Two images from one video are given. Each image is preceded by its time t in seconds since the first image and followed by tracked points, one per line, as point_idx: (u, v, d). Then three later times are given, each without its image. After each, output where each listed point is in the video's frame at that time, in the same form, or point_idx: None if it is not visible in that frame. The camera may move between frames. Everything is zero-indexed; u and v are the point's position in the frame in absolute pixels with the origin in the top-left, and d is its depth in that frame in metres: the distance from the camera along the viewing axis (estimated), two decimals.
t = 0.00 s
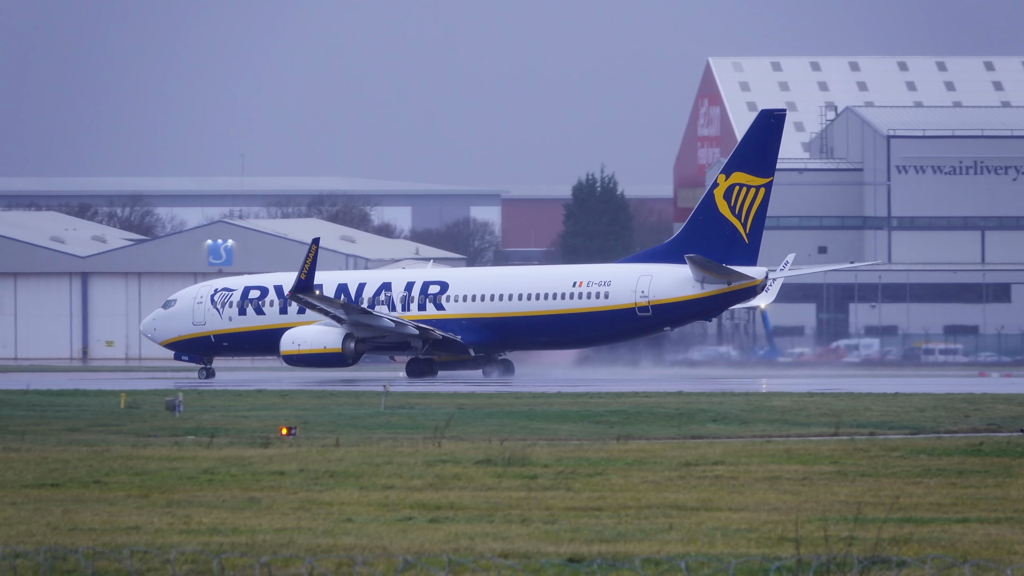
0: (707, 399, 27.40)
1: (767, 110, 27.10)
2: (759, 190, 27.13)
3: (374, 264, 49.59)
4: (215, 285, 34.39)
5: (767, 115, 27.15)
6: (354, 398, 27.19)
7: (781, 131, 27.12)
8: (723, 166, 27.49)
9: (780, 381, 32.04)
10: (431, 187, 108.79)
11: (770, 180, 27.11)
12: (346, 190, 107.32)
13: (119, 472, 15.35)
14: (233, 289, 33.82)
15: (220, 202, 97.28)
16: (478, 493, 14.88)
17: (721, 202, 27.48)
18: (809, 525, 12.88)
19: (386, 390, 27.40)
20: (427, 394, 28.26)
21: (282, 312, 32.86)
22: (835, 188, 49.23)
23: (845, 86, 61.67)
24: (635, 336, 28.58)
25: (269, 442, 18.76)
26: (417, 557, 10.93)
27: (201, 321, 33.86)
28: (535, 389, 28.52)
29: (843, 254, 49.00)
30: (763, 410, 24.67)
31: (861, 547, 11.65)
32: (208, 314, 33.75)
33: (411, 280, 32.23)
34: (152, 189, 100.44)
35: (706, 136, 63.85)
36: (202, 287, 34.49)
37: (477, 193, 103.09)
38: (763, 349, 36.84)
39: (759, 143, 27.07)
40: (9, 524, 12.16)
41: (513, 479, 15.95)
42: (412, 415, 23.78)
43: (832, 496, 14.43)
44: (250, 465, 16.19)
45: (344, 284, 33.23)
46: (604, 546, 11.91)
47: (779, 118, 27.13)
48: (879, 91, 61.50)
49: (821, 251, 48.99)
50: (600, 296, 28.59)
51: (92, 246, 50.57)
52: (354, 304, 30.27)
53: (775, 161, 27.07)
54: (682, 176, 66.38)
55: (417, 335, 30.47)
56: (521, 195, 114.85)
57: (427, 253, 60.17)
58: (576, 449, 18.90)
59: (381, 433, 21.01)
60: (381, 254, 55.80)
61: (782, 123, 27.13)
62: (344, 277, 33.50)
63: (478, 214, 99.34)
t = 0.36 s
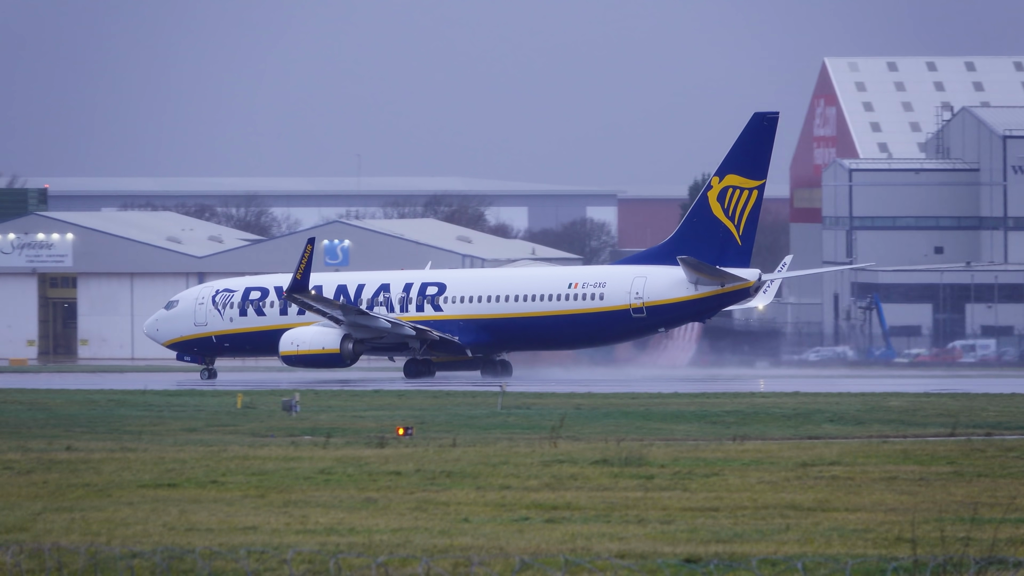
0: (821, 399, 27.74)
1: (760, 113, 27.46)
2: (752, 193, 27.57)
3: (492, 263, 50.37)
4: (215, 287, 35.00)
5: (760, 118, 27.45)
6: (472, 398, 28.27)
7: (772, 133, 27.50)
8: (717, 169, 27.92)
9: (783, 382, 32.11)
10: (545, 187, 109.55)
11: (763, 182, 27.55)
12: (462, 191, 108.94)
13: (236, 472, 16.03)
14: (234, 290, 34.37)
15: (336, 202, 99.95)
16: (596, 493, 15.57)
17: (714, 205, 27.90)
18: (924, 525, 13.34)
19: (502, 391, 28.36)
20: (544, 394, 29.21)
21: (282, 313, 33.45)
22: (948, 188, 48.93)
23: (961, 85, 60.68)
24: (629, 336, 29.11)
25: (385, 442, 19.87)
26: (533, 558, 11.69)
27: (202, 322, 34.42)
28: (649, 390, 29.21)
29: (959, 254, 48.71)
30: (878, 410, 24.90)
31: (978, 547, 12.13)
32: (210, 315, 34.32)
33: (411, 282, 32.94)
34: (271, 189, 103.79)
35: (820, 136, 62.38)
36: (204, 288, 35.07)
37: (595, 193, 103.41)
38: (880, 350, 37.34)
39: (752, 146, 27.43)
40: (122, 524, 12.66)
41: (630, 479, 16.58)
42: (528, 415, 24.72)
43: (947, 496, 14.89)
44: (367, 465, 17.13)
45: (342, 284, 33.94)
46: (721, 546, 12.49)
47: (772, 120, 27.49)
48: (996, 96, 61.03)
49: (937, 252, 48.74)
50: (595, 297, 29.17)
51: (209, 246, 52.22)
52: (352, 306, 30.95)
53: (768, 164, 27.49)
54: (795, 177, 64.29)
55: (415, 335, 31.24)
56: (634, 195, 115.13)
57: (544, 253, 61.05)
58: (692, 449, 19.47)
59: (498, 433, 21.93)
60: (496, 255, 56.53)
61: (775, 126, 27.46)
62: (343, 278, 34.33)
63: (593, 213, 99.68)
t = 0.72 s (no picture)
0: (937, 399, 27.36)
1: (757, 115, 27.83)
2: (749, 195, 27.92)
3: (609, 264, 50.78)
4: (221, 288, 35.31)
5: (756, 121, 27.84)
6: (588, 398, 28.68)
7: (768, 136, 27.89)
8: (715, 171, 28.30)
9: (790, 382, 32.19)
10: (659, 189, 109.11)
11: (759, 184, 27.92)
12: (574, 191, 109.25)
13: (352, 473, 16.56)
14: (238, 292, 34.66)
15: (449, 202, 101.43)
16: (714, 493, 15.72)
17: (711, 206, 28.26)
18: None
19: (620, 392, 28.64)
20: (660, 394, 29.45)
21: (285, 315, 33.66)
22: None
23: None
24: (626, 337, 29.42)
25: (504, 442, 20.35)
26: (651, 558, 11.94)
27: (207, 323, 34.77)
28: (763, 392, 29.16)
29: None
30: (995, 410, 24.48)
31: None
32: (214, 316, 34.64)
33: (412, 284, 33.19)
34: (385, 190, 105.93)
35: (937, 137, 60.51)
36: (210, 290, 35.42)
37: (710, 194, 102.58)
38: (999, 350, 36.36)
39: (748, 148, 27.79)
40: (237, 524, 13.22)
41: (747, 480, 16.61)
42: (645, 416, 24.96)
43: None
44: (484, 466, 17.58)
45: (344, 286, 34.17)
46: (839, 547, 12.56)
47: (768, 123, 27.89)
48: None
49: None
50: (592, 298, 29.45)
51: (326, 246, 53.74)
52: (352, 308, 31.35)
53: (764, 167, 27.89)
54: (914, 177, 61.98)
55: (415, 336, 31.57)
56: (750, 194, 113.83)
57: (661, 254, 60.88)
58: (809, 449, 19.38)
59: (615, 433, 22.18)
60: (609, 255, 56.49)
61: (770, 129, 27.91)
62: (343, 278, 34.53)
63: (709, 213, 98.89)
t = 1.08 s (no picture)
0: None
1: (758, 119, 27.07)
2: (751, 198, 27.18)
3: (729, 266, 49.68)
4: (230, 290, 34.81)
5: (758, 124, 27.12)
6: (710, 400, 27.77)
7: (770, 139, 27.09)
8: (717, 174, 27.57)
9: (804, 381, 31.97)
10: (784, 190, 106.48)
11: (760, 188, 27.17)
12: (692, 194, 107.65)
13: (472, 474, 16.17)
14: (247, 294, 34.11)
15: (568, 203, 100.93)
16: (832, 495, 14.76)
17: (714, 209, 27.55)
18: None
19: (740, 393, 27.59)
20: (780, 395, 28.35)
21: (294, 317, 33.06)
22: None
23: None
24: (630, 340, 28.91)
25: (623, 443, 19.64)
26: (769, 558, 11.11)
27: (217, 326, 34.26)
28: (883, 394, 27.77)
29: None
30: None
31: None
32: (223, 318, 34.12)
33: (417, 285, 32.60)
34: (502, 192, 106.27)
35: None
36: (219, 292, 34.93)
37: (831, 194, 99.96)
38: None
39: (750, 151, 27.06)
40: (359, 526, 12.50)
41: (867, 481, 15.61)
42: (766, 417, 23.85)
43: None
44: (604, 467, 16.97)
45: (350, 288, 33.65)
46: (957, 548, 11.59)
47: (769, 126, 27.10)
48: None
49: None
50: (597, 301, 28.93)
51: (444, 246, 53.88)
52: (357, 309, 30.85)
53: (766, 170, 27.14)
54: None
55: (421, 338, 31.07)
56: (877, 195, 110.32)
57: (781, 257, 58.64)
58: (930, 451, 18.09)
59: (736, 434, 21.31)
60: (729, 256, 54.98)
61: (771, 132, 27.17)
62: (348, 281, 33.92)
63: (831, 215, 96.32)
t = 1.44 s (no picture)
0: None
1: (763, 122, 26.19)
2: (755, 203, 26.36)
3: (847, 266, 48.01)
4: (242, 293, 34.46)
5: (763, 127, 26.24)
6: (827, 401, 26.70)
7: (775, 143, 26.23)
8: (721, 177, 26.72)
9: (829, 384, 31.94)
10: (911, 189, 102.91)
11: (765, 191, 26.33)
12: (811, 195, 104.99)
13: (591, 476, 15.75)
14: (258, 297, 33.79)
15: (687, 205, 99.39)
16: (952, 496, 13.84)
17: (717, 213, 26.74)
18: None
19: (858, 394, 26.46)
20: (900, 398, 27.05)
21: (303, 320, 32.65)
22: None
23: None
24: (636, 342, 28.38)
25: (741, 446, 18.89)
26: (887, 559, 10.45)
27: (227, 328, 33.87)
28: (1004, 394, 26.28)
29: None
30: None
31: None
32: (234, 321, 33.74)
33: (425, 289, 32.26)
34: (619, 193, 105.41)
35: None
36: (230, 295, 34.57)
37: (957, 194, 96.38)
38: None
39: (753, 154, 26.19)
40: (478, 527, 12.21)
41: (988, 483, 14.62)
42: (884, 419, 22.72)
43: None
44: (723, 468, 16.31)
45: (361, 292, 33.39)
46: None
47: (773, 131, 26.22)
48: None
49: None
50: (602, 303, 28.47)
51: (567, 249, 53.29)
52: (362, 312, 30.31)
53: (771, 173, 26.27)
54: None
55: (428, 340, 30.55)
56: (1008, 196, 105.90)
57: (901, 258, 56.52)
58: None
59: (854, 436, 20.33)
60: (851, 258, 53.08)
61: (775, 136, 26.29)
62: (356, 285, 33.59)
63: (956, 215, 92.79)
